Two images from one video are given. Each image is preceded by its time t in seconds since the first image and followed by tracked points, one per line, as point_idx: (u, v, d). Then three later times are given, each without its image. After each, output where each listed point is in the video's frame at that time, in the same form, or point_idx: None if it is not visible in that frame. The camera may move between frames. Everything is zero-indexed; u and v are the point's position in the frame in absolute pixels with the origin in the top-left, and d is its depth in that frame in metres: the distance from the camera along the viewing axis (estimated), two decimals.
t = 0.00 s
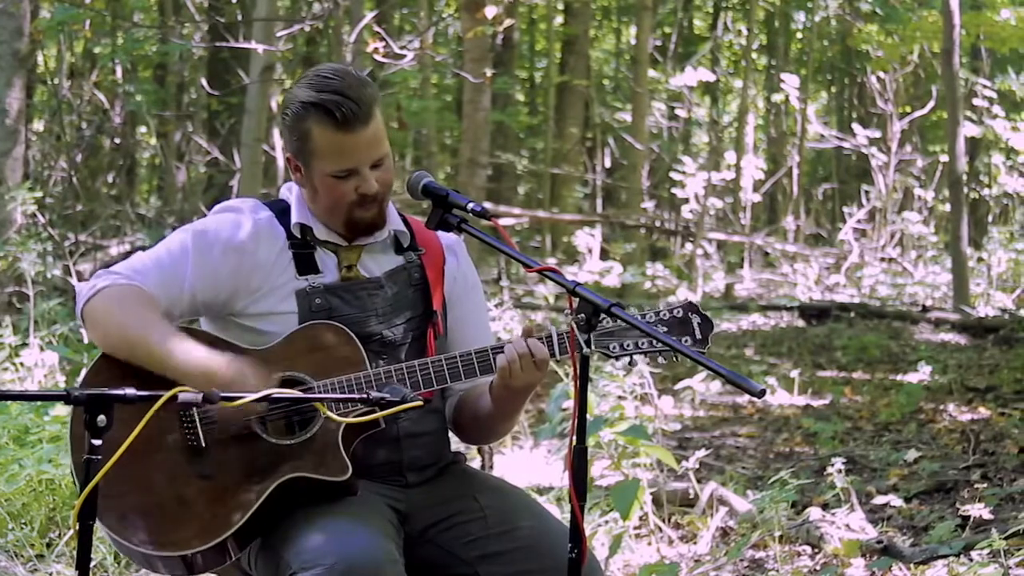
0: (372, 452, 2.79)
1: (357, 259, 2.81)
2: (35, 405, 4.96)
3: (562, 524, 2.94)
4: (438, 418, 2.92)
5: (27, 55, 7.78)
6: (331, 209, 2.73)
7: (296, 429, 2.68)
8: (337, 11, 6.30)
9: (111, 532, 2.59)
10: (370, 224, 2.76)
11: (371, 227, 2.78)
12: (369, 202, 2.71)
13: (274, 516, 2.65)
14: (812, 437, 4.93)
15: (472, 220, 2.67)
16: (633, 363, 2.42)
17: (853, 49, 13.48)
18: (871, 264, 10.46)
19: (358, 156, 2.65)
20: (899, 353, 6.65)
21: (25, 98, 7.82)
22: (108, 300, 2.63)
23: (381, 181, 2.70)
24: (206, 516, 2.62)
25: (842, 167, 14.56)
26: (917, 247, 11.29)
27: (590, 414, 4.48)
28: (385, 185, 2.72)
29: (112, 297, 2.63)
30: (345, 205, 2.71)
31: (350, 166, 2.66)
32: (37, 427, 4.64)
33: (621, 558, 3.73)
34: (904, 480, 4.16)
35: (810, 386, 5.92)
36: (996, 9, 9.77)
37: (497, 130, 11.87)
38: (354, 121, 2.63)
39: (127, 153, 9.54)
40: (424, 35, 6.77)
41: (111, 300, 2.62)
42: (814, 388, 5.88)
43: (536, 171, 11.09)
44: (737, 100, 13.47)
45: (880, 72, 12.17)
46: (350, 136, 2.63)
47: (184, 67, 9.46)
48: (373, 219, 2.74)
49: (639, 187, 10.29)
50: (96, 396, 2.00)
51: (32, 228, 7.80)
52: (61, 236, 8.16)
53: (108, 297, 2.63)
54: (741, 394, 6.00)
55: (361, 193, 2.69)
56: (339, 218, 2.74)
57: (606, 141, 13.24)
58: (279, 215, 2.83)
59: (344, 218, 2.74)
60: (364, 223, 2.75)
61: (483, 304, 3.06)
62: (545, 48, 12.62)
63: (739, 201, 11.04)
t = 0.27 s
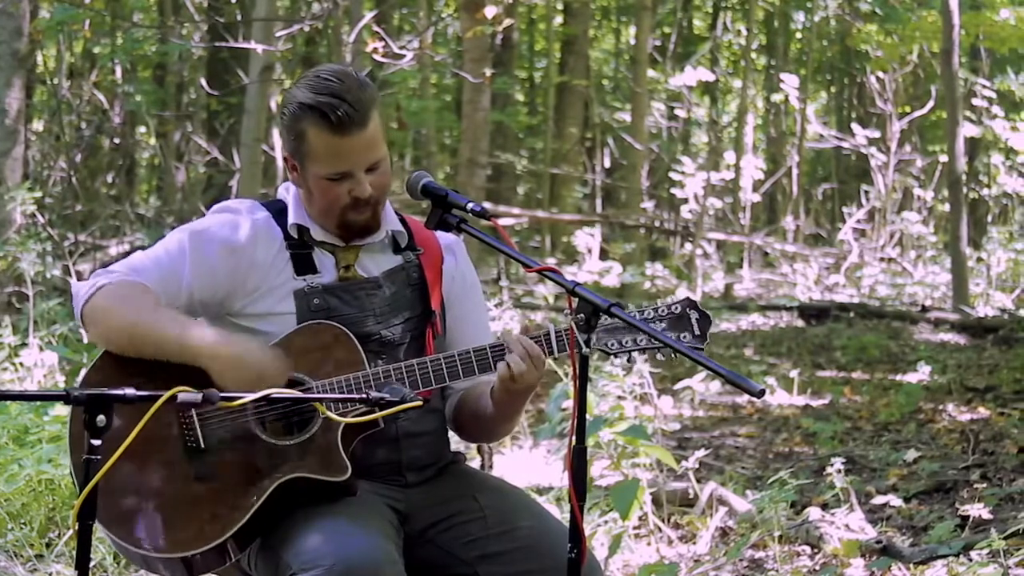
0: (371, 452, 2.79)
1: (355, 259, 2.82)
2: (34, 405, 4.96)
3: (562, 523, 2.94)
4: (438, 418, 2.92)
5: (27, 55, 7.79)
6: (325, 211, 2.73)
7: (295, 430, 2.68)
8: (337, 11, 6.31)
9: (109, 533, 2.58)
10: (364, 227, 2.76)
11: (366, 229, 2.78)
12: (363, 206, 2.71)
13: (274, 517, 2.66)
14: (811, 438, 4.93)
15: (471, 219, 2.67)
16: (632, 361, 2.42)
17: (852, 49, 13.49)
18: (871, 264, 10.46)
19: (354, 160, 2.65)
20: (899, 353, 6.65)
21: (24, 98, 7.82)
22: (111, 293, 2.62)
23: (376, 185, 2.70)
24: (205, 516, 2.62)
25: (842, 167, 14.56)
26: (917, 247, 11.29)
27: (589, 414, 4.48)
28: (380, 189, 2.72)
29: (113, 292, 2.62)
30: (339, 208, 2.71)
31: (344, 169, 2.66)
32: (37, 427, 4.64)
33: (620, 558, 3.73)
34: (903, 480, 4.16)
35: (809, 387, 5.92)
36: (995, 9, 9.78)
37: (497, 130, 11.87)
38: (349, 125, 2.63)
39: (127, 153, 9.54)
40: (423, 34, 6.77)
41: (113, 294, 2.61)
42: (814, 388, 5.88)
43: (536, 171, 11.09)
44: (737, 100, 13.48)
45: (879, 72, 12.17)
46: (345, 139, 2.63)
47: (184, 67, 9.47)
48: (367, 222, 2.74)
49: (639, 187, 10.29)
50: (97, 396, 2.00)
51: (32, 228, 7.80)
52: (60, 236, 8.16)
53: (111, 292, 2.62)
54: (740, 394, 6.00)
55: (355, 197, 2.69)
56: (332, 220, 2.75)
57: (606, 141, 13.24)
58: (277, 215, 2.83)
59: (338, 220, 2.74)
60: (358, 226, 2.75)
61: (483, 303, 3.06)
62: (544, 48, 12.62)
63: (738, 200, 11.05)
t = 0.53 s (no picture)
0: (371, 453, 2.79)
1: (355, 261, 2.82)
2: (34, 406, 4.96)
3: (562, 524, 2.94)
4: (439, 418, 2.91)
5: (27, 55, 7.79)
6: (325, 212, 2.73)
7: (294, 433, 2.68)
8: (337, 11, 6.31)
9: (108, 535, 2.58)
10: (365, 228, 2.75)
11: (367, 231, 2.77)
12: (363, 207, 2.70)
13: (273, 519, 2.66)
14: (811, 437, 4.94)
15: (471, 219, 2.67)
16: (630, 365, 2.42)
17: (852, 49, 13.50)
18: (871, 264, 10.46)
19: (353, 161, 2.65)
20: (899, 353, 6.65)
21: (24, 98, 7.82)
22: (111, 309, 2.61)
23: (376, 186, 2.70)
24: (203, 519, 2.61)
25: (842, 167, 14.56)
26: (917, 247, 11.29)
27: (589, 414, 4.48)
28: (380, 191, 2.71)
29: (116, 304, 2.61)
30: (339, 209, 2.70)
31: (344, 170, 2.65)
32: (37, 427, 4.64)
33: (620, 558, 3.73)
34: (903, 480, 4.16)
35: (809, 387, 5.92)
36: (995, 9, 9.78)
37: (497, 130, 11.87)
38: (348, 126, 2.63)
39: (127, 153, 9.53)
40: (423, 35, 6.78)
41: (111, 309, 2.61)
42: (814, 388, 5.89)
43: (536, 171, 11.09)
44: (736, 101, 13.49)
45: (879, 72, 12.17)
46: (344, 141, 2.63)
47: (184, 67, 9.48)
48: (368, 224, 2.74)
49: (638, 187, 10.29)
50: (96, 397, 2.00)
51: (32, 228, 7.80)
52: (60, 236, 8.17)
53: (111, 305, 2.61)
54: (741, 394, 6.00)
55: (356, 198, 2.68)
56: (333, 222, 2.74)
57: (606, 141, 13.25)
58: (279, 215, 2.84)
59: (339, 221, 2.73)
60: (358, 228, 2.74)
61: (484, 303, 3.06)
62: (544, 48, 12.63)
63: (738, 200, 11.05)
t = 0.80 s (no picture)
0: (372, 454, 2.79)
1: (355, 262, 2.82)
2: (35, 405, 4.96)
3: (562, 523, 2.94)
4: (439, 419, 2.91)
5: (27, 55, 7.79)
6: (324, 214, 2.72)
7: (295, 435, 2.68)
8: (337, 11, 6.31)
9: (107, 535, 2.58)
10: (363, 232, 2.75)
11: (364, 234, 2.76)
12: (361, 210, 2.69)
13: (274, 520, 2.66)
14: (811, 438, 4.94)
15: (472, 220, 2.67)
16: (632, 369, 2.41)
17: (853, 49, 13.50)
18: (871, 264, 10.46)
19: (353, 164, 2.64)
20: (899, 353, 6.65)
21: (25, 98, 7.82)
22: (108, 300, 2.63)
23: (375, 190, 2.69)
24: (203, 520, 2.61)
25: (842, 167, 14.56)
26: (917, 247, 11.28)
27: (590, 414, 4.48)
28: (379, 195, 2.70)
29: (112, 298, 2.63)
30: (337, 212, 2.70)
31: (343, 174, 2.65)
32: (37, 427, 4.64)
33: (621, 558, 3.73)
34: (904, 480, 4.16)
35: (809, 387, 5.92)
36: (995, 9, 9.78)
37: (497, 130, 11.87)
38: (349, 130, 2.63)
39: (127, 153, 9.50)
40: (423, 35, 6.78)
41: (112, 301, 2.62)
42: (814, 388, 5.89)
43: (536, 171, 11.09)
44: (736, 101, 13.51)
45: (879, 72, 12.16)
46: (345, 144, 2.63)
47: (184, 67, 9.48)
48: (365, 227, 2.73)
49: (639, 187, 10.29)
50: (96, 397, 2.00)
51: (32, 228, 7.80)
52: (60, 236, 8.17)
53: (108, 298, 2.63)
54: (741, 394, 6.00)
55: (354, 201, 2.67)
56: (330, 225, 2.73)
57: (606, 141, 13.25)
58: (278, 215, 2.84)
59: (336, 224, 2.72)
60: (356, 230, 2.73)
61: (484, 304, 3.06)
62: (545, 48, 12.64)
63: (738, 200, 11.06)
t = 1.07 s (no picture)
0: (372, 456, 2.79)
1: (354, 262, 2.82)
2: (36, 405, 4.96)
3: (562, 524, 2.94)
4: (438, 419, 2.91)
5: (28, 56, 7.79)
6: (324, 214, 2.73)
7: (294, 436, 2.68)
8: (338, 11, 6.31)
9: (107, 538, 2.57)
10: (362, 231, 2.75)
11: (364, 234, 2.77)
12: (361, 210, 2.70)
13: (274, 522, 2.66)
14: (812, 437, 4.94)
15: (472, 219, 2.67)
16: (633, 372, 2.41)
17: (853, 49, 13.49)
18: (872, 264, 10.46)
19: (353, 164, 2.64)
20: (900, 353, 6.65)
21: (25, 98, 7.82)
22: (110, 302, 2.63)
23: (375, 190, 2.69)
24: (204, 523, 2.61)
25: (843, 167, 14.56)
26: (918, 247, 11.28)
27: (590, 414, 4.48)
28: (378, 194, 2.71)
29: (114, 300, 2.62)
30: (337, 212, 2.70)
31: (343, 174, 2.65)
32: (37, 427, 4.65)
33: (622, 558, 3.73)
34: (905, 480, 4.17)
35: (810, 386, 5.92)
36: (996, 9, 9.77)
37: (497, 130, 11.87)
38: (349, 130, 2.62)
39: (127, 153, 9.42)
40: (424, 35, 6.78)
41: (113, 304, 2.62)
42: (815, 387, 5.89)
43: (537, 171, 11.08)
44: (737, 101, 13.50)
45: (880, 72, 12.15)
46: (345, 144, 2.62)
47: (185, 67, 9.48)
48: (365, 227, 2.74)
49: (639, 187, 10.29)
50: (96, 397, 2.00)
51: (32, 228, 7.80)
52: (61, 236, 8.17)
53: (110, 301, 2.63)
54: (742, 393, 6.00)
55: (354, 202, 2.68)
56: (331, 224, 2.74)
57: (606, 141, 13.25)
58: (276, 215, 2.85)
59: (336, 223, 2.73)
60: (356, 230, 2.74)
61: (483, 303, 3.06)
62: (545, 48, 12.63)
63: (739, 200, 11.06)
